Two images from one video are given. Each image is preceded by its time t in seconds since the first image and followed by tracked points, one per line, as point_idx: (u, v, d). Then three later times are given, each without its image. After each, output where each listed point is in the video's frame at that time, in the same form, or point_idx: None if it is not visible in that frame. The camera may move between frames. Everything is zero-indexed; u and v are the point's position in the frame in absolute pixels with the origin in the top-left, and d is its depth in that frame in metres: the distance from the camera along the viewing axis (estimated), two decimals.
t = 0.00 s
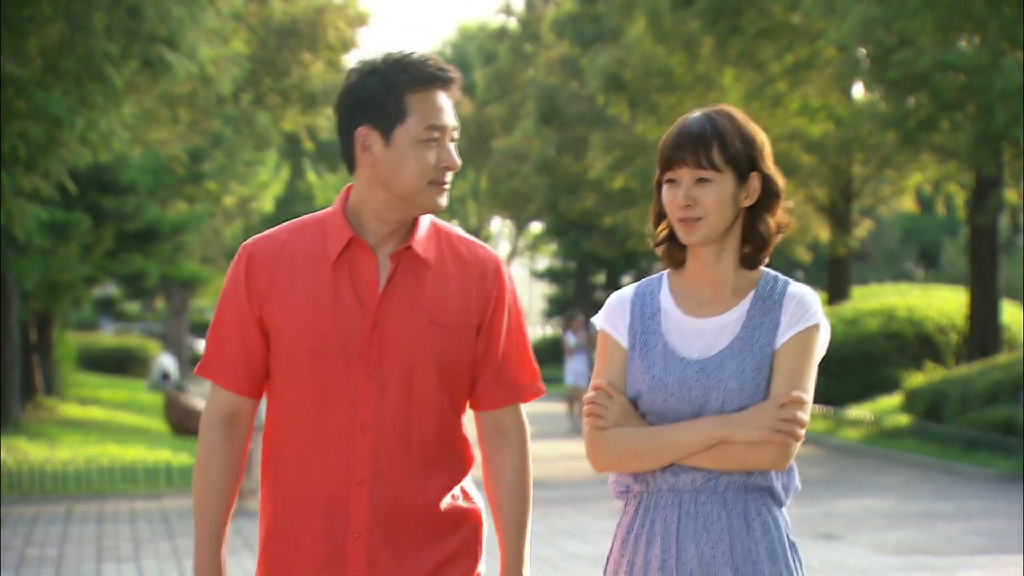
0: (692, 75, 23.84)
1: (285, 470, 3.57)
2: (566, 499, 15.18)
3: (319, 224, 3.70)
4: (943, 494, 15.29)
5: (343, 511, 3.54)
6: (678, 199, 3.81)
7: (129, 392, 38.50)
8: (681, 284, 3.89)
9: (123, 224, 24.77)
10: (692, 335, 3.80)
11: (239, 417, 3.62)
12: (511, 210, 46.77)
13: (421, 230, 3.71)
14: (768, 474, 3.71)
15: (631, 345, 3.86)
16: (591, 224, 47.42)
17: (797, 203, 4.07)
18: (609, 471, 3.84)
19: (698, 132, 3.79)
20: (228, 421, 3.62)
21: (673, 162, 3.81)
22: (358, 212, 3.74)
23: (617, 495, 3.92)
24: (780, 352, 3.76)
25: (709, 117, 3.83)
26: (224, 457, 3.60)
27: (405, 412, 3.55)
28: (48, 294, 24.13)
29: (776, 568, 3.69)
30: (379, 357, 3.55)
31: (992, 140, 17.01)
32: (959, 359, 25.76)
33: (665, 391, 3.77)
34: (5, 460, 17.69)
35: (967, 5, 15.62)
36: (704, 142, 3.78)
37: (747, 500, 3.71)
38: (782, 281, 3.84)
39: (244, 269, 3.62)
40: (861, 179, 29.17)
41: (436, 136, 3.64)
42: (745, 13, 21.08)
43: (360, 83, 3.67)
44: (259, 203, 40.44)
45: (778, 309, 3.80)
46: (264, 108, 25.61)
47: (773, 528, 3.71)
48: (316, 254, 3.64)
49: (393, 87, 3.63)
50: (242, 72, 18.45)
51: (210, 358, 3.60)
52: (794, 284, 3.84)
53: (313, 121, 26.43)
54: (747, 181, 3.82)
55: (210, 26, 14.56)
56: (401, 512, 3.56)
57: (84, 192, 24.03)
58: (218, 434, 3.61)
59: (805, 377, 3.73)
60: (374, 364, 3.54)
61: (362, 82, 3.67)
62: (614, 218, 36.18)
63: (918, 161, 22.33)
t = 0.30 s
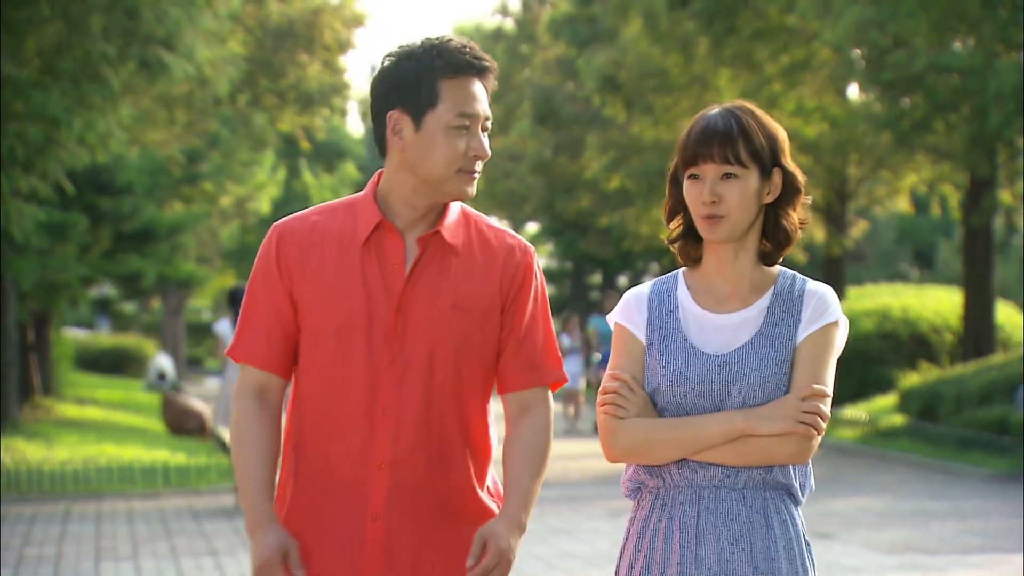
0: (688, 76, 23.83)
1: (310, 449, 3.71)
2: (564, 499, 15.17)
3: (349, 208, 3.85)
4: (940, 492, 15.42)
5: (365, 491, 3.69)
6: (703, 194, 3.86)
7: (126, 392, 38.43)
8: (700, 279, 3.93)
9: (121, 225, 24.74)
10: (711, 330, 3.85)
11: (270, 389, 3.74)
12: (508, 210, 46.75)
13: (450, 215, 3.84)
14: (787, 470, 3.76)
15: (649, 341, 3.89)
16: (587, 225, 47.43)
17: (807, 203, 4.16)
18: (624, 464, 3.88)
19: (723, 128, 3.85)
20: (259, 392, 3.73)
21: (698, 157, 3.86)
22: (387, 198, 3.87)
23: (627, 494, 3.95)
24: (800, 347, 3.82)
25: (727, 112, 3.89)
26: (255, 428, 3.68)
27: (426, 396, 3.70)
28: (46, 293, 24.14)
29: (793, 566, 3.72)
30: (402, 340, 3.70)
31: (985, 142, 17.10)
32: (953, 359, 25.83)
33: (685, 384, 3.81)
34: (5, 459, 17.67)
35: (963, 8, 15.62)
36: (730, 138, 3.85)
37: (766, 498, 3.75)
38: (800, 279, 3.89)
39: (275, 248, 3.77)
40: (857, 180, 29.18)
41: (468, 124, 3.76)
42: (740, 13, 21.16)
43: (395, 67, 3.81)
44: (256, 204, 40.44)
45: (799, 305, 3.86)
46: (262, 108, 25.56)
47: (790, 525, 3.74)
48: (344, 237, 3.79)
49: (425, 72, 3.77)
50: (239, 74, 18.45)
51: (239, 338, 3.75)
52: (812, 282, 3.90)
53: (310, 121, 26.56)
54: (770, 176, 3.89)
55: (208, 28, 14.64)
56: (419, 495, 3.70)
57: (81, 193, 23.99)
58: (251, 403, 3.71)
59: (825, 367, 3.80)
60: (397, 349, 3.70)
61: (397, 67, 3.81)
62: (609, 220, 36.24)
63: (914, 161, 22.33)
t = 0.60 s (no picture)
0: (682, 79, 23.87)
1: (317, 450, 3.86)
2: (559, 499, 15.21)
3: (358, 209, 3.99)
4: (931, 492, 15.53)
5: (371, 491, 3.83)
6: (704, 196, 3.93)
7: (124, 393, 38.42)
8: (700, 284, 4.00)
9: (119, 227, 24.80)
10: (713, 333, 3.92)
11: (278, 393, 3.90)
12: (504, 213, 46.76)
13: (457, 220, 3.99)
14: (790, 471, 3.85)
15: (649, 343, 3.96)
16: (582, 227, 47.46)
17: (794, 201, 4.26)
18: (628, 466, 3.95)
19: (723, 132, 3.92)
20: (267, 396, 3.88)
21: (698, 158, 3.93)
22: (395, 202, 4.02)
23: (627, 490, 4.03)
24: (801, 348, 3.91)
25: (721, 117, 3.97)
26: (264, 428, 3.85)
27: (430, 398, 3.85)
28: (46, 295, 24.21)
29: (793, 565, 3.83)
30: (408, 344, 3.85)
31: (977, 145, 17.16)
32: (945, 360, 25.91)
33: (689, 387, 3.89)
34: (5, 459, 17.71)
35: (954, 11, 15.58)
36: (731, 141, 3.92)
37: (769, 498, 3.85)
38: (796, 278, 3.98)
39: (285, 251, 3.92)
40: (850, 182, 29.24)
41: (477, 131, 3.90)
42: (734, 18, 21.20)
43: (406, 72, 3.95)
44: (252, 207, 40.50)
45: (797, 306, 3.95)
46: (259, 111, 25.30)
47: (790, 525, 3.85)
48: (353, 240, 3.94)
49: (435, 78, 3.90)
50: (237, 76, 18.47)
51: (251, 339, 3.90)
52: (808, 281, 3.98)
53: (308, 124, 26.42)
54: (766, 179, 3.99)
55: (207, 32, 14.78)
56: (422, 498, 3.86)
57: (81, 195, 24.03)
58: (258, 408, 3.87)
59: (827, 367, 3.89)
60: (404, 353, 3.84)
61: (409, 69, 3.94)
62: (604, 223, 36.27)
63: (906, 165, 22.41)
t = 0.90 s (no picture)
0: (678, 81, 23.88)
1: (322, 459, 3.87)
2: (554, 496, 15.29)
3: (352, 215, 3.99)
4: (926, 489, 15.54)
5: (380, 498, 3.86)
6: (697, 206, 3.92)
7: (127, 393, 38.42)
8: (694, 297, 3.99)
9: (121, 228, 24.84)
10: (707, 344, 3.92)
11: (268, 405, 3.95)
12: (502, 213, 46.79)
13: (455, 224, 4.01)
14: (788, 477, 3.83)
15: (644, 353, 3.95)
16: (580, 227, 47.51)
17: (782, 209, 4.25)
18: (625, 477, 3.93)
19: (714, 142, 3.92)
20: (256, 410, 3.94)
21: (691, 169, 3.93)
22: (390, 206, 4.03)
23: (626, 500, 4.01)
24: (795, 355, 3.91)
25: (708, 127, 3.97)
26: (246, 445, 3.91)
27: (435, 405, 3.87)
28: (49, 294, 24.27)
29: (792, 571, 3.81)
30: (414, 351, 3.86)
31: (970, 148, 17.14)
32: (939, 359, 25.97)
33: (686, 397, 3.88)
34: (7, 457, 17.75)
35: (947, 14, 15.68)
36: (721, 152, 3.92)
37: (768, 506, 3.83)
38: (787, 285, 3.98)
39: (277, 261, 3.93)
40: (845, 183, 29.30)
41: (470, 133, 3.91)
42: (731, 20, 21.21)
43: (397, 76, 3.97)
44: (253, 206, 40.53)
45: (790, 313, 3.94)
46: (261, 113, 25.57)
47: (789, 532, 3.82)
48: (348, 250, 3.94)
49: (427, 84, 3.92)
50: (237, 78, 18.57)
51: (241, 351, 3.92)
52: (799, 289, 3.99)
53: (307, 125, 26.58)
54: (756, 188, 3.99)
55: (207, 33, 14.85)
56: (433, 503, 3.89)
57: (83, 197, 24.11)
58: (247, 423, 3.93)
59: (821, 373, 3.89)
60: (408, 360, 3.85)
61: (403, 69, 3.95)
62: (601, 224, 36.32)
63: (900, 166, 22.48)
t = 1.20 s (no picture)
0: (676, 83, 23.88)
1: (318, 463, 3.71)
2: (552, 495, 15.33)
3: (322, 221, 3.85)
4: (919, 487, 15.57)
5: (380, 498, 3.70)
6: (695, 197, 3.83)
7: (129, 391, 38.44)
8: (685, 286, 3.89)
9: (123, 228, 25.24)
10: (699, 336, 3.81)
11: (261, 417, 3.75)
12: (500, 213, 46.80)
13: (424, 219, 3.88)
14: (778, 469, 3.73)
15: (636, 344, 3.84)
16: (578, 227, 47.54)
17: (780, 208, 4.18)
18: (617, 468, 3.82)
19: (714, 135, 3.84)
20: (249, 423, 3.74)
21: (689, 160, 3.84)
22: (359, 206, 3.89)
23: (616, 495, 3.90)
24: (787, 347, 3.81)
25: (708, 119, 3.88)
26: (246, 460, 3.71)
27: (428, 395, 3.74)
28: (52, 295, 24.31)
29: (782, 566, 3.71)
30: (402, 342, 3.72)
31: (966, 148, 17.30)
32: (934, 360, 26.03)
33: (677, 388, 3.77)
34: (11, 455, 17.75)
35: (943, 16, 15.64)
36: (722, 143, 3.83)
37: (759, 500, 3.72)
38: (779, 280, 3.88)
39: (255, 270, 3.76)
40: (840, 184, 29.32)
41: (423, 123, 3.78)
42: (727, 23, 21.26)
43: (350, 75, 3.86)
44: (254, 208, 40.51)
45: (782, 306, 3.84)
46: (262, 115, 25.56)
47: (780, 527, 3.72)
48: (324, 251, 3.79)
49: (379, 76, 3.80)
50: (239, 81, 18.59)
51: (226, 366, 3.75)
52: (792, 284, 3.88)
53: (307, 126, 26.58)
54: (754, 182, 3.90)
55: (209, 37, 14.72)
56: (434, 495, 3.74)
57: (86, 197, 24.36)
58: (243, 438, 3.73)
59: (814, 366, 3.79)
60: (397, 353, 3.71)
61: (350, 75, 3.83)
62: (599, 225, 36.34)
63: (896, 167, 22.48)
